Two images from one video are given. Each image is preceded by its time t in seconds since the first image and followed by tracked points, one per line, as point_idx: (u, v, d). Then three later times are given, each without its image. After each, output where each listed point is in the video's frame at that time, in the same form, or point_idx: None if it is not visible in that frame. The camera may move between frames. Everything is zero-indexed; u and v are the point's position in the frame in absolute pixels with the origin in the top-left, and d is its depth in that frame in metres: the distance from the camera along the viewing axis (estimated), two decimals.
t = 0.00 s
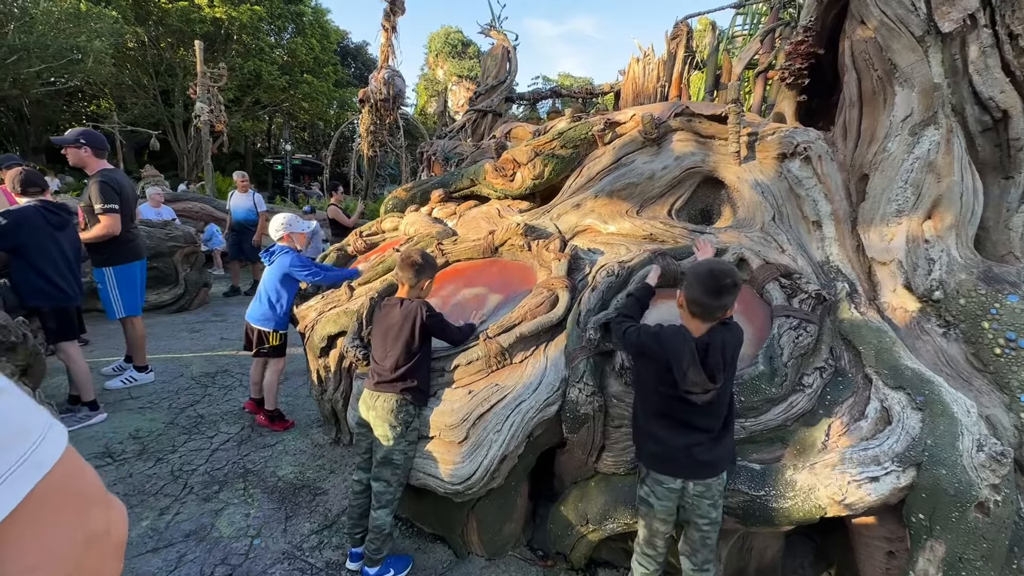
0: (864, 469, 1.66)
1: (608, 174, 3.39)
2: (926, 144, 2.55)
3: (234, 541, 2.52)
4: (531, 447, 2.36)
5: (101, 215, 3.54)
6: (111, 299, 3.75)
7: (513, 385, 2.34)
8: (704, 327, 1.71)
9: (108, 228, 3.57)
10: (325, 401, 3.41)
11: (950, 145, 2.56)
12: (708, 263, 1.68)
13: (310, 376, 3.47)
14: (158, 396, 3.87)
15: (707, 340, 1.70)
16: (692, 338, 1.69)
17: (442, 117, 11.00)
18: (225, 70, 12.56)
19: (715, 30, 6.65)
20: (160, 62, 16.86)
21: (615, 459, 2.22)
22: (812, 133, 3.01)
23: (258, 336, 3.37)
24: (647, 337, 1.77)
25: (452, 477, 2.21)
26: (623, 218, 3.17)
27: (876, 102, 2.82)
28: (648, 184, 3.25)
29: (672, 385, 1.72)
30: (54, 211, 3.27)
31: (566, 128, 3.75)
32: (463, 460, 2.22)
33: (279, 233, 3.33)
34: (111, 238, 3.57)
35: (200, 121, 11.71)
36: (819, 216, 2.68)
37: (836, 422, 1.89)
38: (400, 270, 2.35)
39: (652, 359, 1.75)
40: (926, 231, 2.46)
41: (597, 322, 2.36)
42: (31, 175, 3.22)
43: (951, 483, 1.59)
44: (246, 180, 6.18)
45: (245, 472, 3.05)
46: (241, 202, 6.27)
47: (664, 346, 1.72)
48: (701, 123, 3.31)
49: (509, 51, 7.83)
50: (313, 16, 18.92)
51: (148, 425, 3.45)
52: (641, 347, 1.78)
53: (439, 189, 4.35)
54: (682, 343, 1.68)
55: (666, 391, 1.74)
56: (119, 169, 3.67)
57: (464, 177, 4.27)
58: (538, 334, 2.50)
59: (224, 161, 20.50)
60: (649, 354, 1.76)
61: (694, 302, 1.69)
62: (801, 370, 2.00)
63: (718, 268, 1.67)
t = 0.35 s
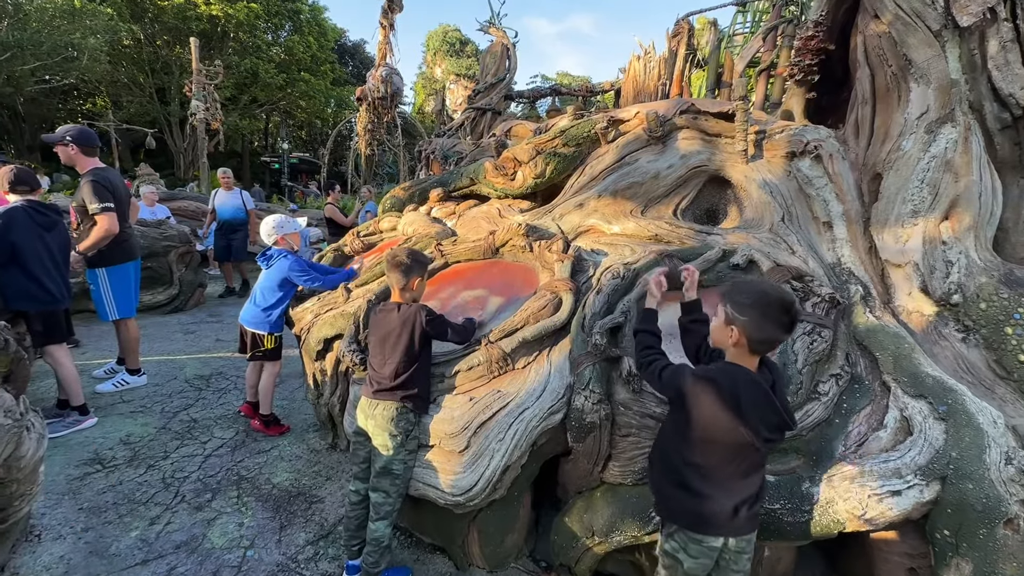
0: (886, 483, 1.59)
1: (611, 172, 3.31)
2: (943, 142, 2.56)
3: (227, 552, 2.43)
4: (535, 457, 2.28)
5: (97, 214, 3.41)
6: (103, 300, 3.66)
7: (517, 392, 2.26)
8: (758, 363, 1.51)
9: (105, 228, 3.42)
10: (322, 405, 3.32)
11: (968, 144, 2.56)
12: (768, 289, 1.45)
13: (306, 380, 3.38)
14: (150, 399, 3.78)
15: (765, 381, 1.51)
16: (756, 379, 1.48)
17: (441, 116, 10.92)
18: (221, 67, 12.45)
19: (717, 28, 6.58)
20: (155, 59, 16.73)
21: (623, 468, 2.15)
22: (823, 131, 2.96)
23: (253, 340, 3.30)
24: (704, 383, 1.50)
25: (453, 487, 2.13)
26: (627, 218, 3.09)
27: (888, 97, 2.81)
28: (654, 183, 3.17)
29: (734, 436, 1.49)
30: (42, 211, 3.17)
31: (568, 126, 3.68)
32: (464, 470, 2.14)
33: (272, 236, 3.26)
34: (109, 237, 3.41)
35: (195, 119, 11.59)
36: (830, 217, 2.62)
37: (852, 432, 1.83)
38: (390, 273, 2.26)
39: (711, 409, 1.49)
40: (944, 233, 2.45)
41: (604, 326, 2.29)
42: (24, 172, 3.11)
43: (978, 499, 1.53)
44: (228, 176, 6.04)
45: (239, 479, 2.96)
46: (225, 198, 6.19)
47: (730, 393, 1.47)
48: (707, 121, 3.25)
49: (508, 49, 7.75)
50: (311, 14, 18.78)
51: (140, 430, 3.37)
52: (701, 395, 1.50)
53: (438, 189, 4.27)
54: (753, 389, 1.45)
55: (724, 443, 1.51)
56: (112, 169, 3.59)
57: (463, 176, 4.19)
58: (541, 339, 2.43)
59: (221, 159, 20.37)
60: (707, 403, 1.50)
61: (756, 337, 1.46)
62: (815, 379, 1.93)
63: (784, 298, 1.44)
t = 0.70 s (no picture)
0: (921, 500, 1.52)
1: (617, 170, 3.22)
2: (968, 138, 2.60)
3: (218, 569, 2.33)
4: (542, 468, 2.19)
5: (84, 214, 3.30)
6: (91, 302, 3.54)
7: (524, 401, 2.16)
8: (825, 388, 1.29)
9: (92, 228, 3.31)
10: (317, 411, 3.21)
11: (993, 140, 2.61)
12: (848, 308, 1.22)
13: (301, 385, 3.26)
14: (139, 405, 3.65)
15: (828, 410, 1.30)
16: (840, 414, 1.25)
17: (436, 114, 10.78)
18: (212, 63, 12.27)
19: (717, 24, 6.50)
20: (146, 55, 16.51)
21: (637, 481, 2.07)
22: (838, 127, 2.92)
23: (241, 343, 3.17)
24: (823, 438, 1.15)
25: (457, 502, 2.03)
26: (633, 217, 3.00)
27: (909, 94, 2.84)
28: (660, 181, 3.09)
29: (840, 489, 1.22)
30: (32, 211, 3.04)
31: (572, 123, 3.58)
32: (470, 484, 2.04)
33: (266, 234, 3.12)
34: (95, 238, 3.30)
35: (186, 116, 11.42)
36: (846, 216, 2.60)
37: (881, 443, 1.74)
38: (385, 276, 2.16)
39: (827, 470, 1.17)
40: (969, 234, 2.50)
41: (616, 332, 2.20)
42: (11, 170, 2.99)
43: (1019, 516, 1.47)
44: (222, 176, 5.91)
45: (231, 489, 2.85)
46: (216, 198, 6.08)
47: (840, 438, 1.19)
48: (715, 117, 3.18)
49: (506, 45, 7.64)
50: (304, 10, 18.58)
51: (127, 438, 3.25)
52: (829, 457, 1.14)
53: (436, 187, 4.15)
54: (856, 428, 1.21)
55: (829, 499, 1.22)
56: (101, 166, 3.45)
57: (463, 174, 4.08)
58: (548, 345, 2.33)
59: (213, 157, 20.14)
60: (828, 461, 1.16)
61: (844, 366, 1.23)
62: (838, 388, 1.82)
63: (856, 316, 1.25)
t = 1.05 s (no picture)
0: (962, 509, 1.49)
1: (626, 167, 3.16)
2: (996, 133, 2.63)
3: None
4: (556, 475, 2.12)
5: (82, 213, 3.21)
6: (87, 303, 3.46)
7: (538, 405, 2.10)
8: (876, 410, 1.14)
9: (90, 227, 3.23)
10: (320, 415, 3.13)
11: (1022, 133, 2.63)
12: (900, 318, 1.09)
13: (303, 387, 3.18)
14: (135, 408, 3.57)
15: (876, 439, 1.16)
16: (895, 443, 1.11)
17: (433, 112, 10.66)
18: (208, 60, 12.14)
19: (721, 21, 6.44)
20: (141, 53, 16.36)
21: (657, 487, 2.03)
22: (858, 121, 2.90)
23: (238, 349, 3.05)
24: (904, 476, 1.00)
25: (470, 511, 1.95)
26: (645, 215, 2.93)
27: (934, 88, 2.87)
28: (671, 178, 3.03)
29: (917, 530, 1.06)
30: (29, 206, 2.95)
31: (579, 118, 3.51)
32: (483, 492, 1.97)
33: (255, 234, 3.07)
34: (93, 238, 3.22)
35: (182, 114, 11.30)
36: (866, 214, 2.64)
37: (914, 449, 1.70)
38: (397, 274, 2.09)
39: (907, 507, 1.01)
40: (996, 231, 2.59)
41: (634, 333, 2.14)
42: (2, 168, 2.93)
43: None
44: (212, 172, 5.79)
45: (231, 496, 2.77)
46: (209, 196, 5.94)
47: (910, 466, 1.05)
48: (728, 112, 3.12)
49: (507, 41, 7.57)
50: (300, 7, 18.43)
51: (124, 442, 3.17)
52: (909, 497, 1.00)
53: (440, 184, 4.07)
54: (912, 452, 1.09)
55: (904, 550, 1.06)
56: (96, 163, 3.34)
57: (467, 171, 4.01)
58: (561, 347, 2.26)
59: (207, 155, 19.97)
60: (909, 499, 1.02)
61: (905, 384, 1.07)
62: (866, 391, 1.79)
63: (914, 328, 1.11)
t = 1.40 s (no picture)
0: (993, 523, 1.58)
1: (634, 167, 3.11)
2: (1018, 131, 2.59)
3: None
4: (565, 484, 2.06)
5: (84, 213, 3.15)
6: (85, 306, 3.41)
7: (547, 412, 2.04)
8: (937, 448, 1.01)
9: (93, 227, 3.17)
10: (321, 419, 3.05)
11: None
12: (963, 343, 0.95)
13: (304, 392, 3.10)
14: (134, 412, 3.52)
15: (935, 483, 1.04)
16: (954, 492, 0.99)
17: (433, 112, 10.59)
18: (207, 60, 12.08)
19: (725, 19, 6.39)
20: (140, 53, 16.30)
21: (670, 497, 1.99)
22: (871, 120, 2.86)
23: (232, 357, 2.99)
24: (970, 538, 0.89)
25: (477, 523, 1.90)
26: (653, 216, 2.88)
27: (952, 86, 2.84)
28: (679, 178, 2.98)
29: None
30: (29, 211, 2.88)
31: (585, 118, 3.46)
32: (491, 502, 1.91)
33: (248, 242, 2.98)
34: (95, 244, 3.16)
35: (180, 114, 11.23)
36: (881, 215, 2.62)
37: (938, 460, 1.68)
38: (411, 278, 2.05)
39: None
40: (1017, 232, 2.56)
41: (646, 338, 2.09)
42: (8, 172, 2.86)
43: None
44: (200, 171, 5.72)
45: (231, 503, 2.72)
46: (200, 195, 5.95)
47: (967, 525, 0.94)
48: (737, 111, 3.07)
49: (508, 40, 7.51)
50: (300, 8, 18.37)
51: (122, 448, 3.11)
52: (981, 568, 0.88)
53: (442, 185, 4.02)
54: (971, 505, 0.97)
55: None
56: (93, 163, 3.28)
57: (470, 171, 3.96)
58: (569, 352, 2.21)
59: (207, 156, 19.89)
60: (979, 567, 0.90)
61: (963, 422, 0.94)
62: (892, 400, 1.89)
63: (984, 357, 0.96)
